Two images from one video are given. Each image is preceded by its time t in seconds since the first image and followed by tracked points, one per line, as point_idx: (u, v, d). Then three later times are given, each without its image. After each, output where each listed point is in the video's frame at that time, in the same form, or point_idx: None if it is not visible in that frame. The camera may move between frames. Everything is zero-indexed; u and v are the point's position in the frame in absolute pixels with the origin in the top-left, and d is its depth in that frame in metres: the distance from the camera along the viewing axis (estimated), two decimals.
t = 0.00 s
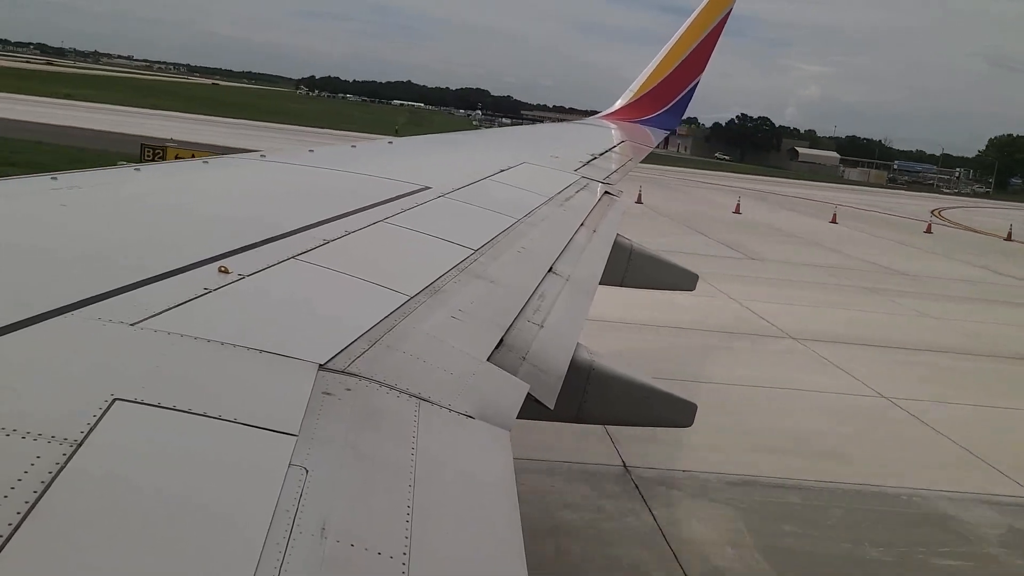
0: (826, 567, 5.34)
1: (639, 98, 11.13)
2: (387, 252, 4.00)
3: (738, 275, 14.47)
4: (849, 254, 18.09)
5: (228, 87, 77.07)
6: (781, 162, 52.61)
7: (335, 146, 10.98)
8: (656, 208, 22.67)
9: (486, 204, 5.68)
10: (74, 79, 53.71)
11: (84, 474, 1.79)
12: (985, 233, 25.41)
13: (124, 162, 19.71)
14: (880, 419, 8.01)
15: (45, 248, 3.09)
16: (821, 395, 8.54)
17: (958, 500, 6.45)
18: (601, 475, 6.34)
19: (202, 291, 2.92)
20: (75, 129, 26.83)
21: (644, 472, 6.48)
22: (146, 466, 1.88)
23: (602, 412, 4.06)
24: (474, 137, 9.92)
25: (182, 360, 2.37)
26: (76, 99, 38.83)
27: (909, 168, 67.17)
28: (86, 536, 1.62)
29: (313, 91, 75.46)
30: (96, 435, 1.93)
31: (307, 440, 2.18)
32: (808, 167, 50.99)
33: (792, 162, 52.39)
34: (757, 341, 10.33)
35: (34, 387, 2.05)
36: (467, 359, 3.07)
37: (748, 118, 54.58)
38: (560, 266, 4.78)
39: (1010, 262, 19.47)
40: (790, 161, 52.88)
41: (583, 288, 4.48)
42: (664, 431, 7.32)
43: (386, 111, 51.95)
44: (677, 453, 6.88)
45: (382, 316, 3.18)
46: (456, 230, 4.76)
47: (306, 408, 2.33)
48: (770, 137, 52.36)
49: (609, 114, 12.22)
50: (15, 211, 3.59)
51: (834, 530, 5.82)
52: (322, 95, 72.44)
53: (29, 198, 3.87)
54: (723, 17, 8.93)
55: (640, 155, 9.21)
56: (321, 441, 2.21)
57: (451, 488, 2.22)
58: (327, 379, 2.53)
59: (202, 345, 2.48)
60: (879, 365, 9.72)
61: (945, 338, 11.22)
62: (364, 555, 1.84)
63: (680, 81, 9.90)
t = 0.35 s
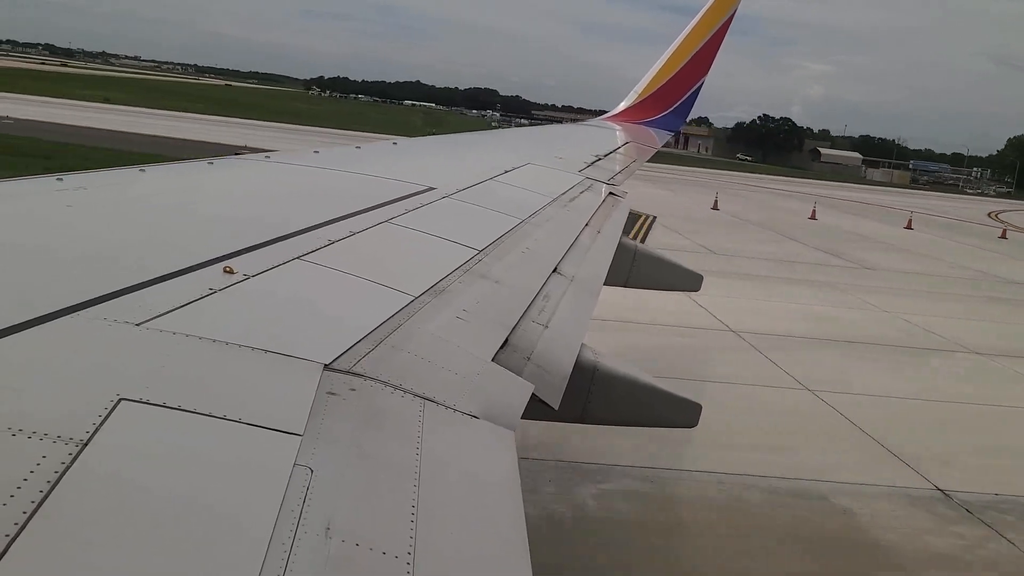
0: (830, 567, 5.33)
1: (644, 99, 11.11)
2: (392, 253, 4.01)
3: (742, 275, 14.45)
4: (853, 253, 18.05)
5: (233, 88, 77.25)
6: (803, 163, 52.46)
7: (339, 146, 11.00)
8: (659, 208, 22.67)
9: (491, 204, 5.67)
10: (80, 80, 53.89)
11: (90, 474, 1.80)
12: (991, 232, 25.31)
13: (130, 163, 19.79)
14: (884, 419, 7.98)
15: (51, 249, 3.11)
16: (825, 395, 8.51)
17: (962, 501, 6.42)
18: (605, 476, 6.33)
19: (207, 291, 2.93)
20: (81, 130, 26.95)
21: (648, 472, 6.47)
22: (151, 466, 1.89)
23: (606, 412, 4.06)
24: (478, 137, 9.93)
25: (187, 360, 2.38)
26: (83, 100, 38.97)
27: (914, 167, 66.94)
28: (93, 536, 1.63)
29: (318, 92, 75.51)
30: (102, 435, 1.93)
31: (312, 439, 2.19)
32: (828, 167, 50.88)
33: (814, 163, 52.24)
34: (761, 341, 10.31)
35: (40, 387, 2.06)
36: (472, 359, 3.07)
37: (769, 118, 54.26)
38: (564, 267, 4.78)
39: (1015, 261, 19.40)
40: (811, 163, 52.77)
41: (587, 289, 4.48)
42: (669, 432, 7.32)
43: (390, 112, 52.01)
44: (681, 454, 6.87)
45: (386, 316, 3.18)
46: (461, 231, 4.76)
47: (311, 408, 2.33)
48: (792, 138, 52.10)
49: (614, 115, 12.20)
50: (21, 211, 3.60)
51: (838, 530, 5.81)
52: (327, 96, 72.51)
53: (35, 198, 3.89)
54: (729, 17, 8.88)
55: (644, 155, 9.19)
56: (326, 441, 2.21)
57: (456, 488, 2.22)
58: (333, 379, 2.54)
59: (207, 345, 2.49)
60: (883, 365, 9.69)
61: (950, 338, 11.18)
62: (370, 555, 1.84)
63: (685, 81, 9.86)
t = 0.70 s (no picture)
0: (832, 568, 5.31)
1: (648, 97, 11.08)
2: (396, 252, 4.01)
3: (746, 274, 14.42)
4: (857, 253, 18.01)
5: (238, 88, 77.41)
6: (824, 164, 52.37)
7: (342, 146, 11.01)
8: (662, 208, 22.65)
9: (495, 204, 5.66)
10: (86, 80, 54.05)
11: (94, 475, 1.80)
12: (996, 231, 25.21)
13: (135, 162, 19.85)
14: (888, 419, 7.95)
15: (55, 248, 3.12)
16: (829, 394, 8.49)
17: (966, 501, 6.39)
18: (609, 475, 6.33)
19: (211, 291, 2.93)
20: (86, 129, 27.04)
21: (651, 472, 6.45)
22: (155, 466, 1.89)
23: (609, 412, 4.05)
24: (481, 136, 9.93)
25: (191, 360, 2.38)
26: (89, 100, 39.12)
27: (920, 164, 66.65)
28: (97, 536, 1.63)
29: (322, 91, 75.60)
30: (106, 435, 1.94)
31: (315, 439, 2.19)
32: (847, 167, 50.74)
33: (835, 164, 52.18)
34: (764, 340, 10.29)
35: (47, 388, 2.07)
36: (475, 358, 3.07)
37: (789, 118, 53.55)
38: (567, 266, 4.77)
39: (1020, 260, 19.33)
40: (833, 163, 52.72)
41: (591, 289, 4.47)
42: (673, 432, 7.31)
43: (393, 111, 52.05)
44: (685, 453, 6.86)
45: (390, 316, 3.18)
46: (464, 230, 4.75)
47: (314, 407, 2.33)
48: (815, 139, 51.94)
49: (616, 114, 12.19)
50: (25, 211, 3.62)
51: (841, 530, 5.79)
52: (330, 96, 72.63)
53: (40, 199, 3.90)
54: (732, 15, 8.84)
55: (648, 154, 9.17)
56: (329, 441, 2.21)
57: (459, 487, 2.23)
58: (336, 379, 2.54)
59: (211, 346, 2.49)
60: (887, 365, 9.65)
61: (954, 337, 11.13)
62: (373, 556, 1.84)
63: (689, 79, 9.83)
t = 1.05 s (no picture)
0: (833, 568, 5.31)
1: (648, 99, 11.08)
2: (398, 254, 4.01)
3: (746, 275, 14.42)
4: (858, 254, 18.00)
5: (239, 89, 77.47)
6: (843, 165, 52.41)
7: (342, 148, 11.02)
8: (662, 209, 22.66)
9: (496, 205, 5.66)
10: (88, 81, 54.13)
11: (96, 476, 1.80)
12: (998, 231, 25.16)
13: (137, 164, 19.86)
14: (890, 420, 7.94)
15: (57, 249, 3.13)
16: (830, 396, 8.48)
17: (967, 502, 6.38)
18: (610, 477, 6.32)
19: (213, 293, 2.94)
20: (88, 130, 27.06)
21: (653, 473, 6.45)
22: (156, 467, 1.89)
23: (610, 413, 4.05)
24: (483, 138, 9.94)
25: (194, 360, 2.39)
26: (91, 100, 39.15)
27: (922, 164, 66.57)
28: (99, 537, 1.63)
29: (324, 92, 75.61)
30: (108, 436, 1.94)
31: (317, 440, 2.19)
32: (855, 168, 50.70)
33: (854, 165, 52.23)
34: (765, 341, 10.29)
35: (49, 388, 2.07)
36: (476, 359, 3.07)
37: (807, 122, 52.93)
38: (568, 267, 4.77)
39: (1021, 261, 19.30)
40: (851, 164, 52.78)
41: (592, 290, 4.47)
42: (674, 433, 7.30)
43: (395, 112, 52.08)
44: (686, 455, 6.85)
45: (391, 316, 3.18)
46: (466, 232, 4.76)
47: (316, 408, 2.33)
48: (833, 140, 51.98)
49: (618, 116, 12.19)
50: (27, 212, 3.62)
51: (842, 531, 5.78)
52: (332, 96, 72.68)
53: (41, 200, 3.91)
54: (733, 17, 8.84)
55: (649, 156, 9.16)
56: (331, 442, 2.21)
57: (461, 487, 2.23)
58: (338, 380, 2.55)
59: (213, 346, 2.50)
60: (888, 366, 9.64)
61: (956, 338, 11.12)
62: (375, 556, 1.85)
63: (689, 80, 9.83)
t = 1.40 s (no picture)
0: (832, 567, 5.31)
1: (650, 96, 11.07)
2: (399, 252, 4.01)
3: (746, 274, 14.43)
4: (859, 254, 18.00)
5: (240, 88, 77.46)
6: (859, 165, 52.52)
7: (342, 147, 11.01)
8: (663, 209, 22.65)
9: (497, 204, 5.66)
10: (89, 80, 54.14)
11: (97, 476, 1.80)
12: (998, 231, 25.16)
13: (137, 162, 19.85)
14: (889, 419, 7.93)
15: (58, 249, 3.13)
16: (830, 395, 8.47)
17: (965, 501, 6.38)
18: (611, 476, 6.32)
19: (214, 292, 2.94)
20: (90, 129, 27.09)
21: (653, 472, 6.45)
22: (157, 466, 1.89)
23: (611, 412, 4.05)
24: (483, 136, 9.94)
25: (195, 359, 2.39)
26: (92, 99, 39.15)
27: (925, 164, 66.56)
28: (100, 537, 1.63)
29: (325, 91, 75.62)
30: (109, 435, 1.94)
31: (318, 439, 2.19)
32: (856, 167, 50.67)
33: (869, 165, 52.35)
34: (765, 340, 10.29)
35: (50, 388, 2.07)
36: (477, 358, 3.07)
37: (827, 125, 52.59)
38: (570, 266, 4.77)
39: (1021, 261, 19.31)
40: (867, 165, 52.89)
41: (593, 288, 4.47)
42: (675, 432, 7.30)
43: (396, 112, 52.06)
44: (687, 454, 6.85)
45: (392, 315, 3.18)
46: (467, 230, 4.76)
47: (317, 407, 2.34)
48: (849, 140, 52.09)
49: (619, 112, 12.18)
50: (28, 211, 3.62)
51: (841, 531, 5.78)
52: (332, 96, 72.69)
53: (43, 199, 3.91)
54: (734, 14, 8.83)
55: (650, 154, 9.16)
56: (332, 441, 2.21)
57: (462, 487, 2.23)
58: (339, 378, 2.55)
59: (214, 345, 2.50)
60: (887, 366, 9.64)
61: (956, 338, 11.12)
62: (376, 555, 1.85)
63: (691, 78, 9.83)
